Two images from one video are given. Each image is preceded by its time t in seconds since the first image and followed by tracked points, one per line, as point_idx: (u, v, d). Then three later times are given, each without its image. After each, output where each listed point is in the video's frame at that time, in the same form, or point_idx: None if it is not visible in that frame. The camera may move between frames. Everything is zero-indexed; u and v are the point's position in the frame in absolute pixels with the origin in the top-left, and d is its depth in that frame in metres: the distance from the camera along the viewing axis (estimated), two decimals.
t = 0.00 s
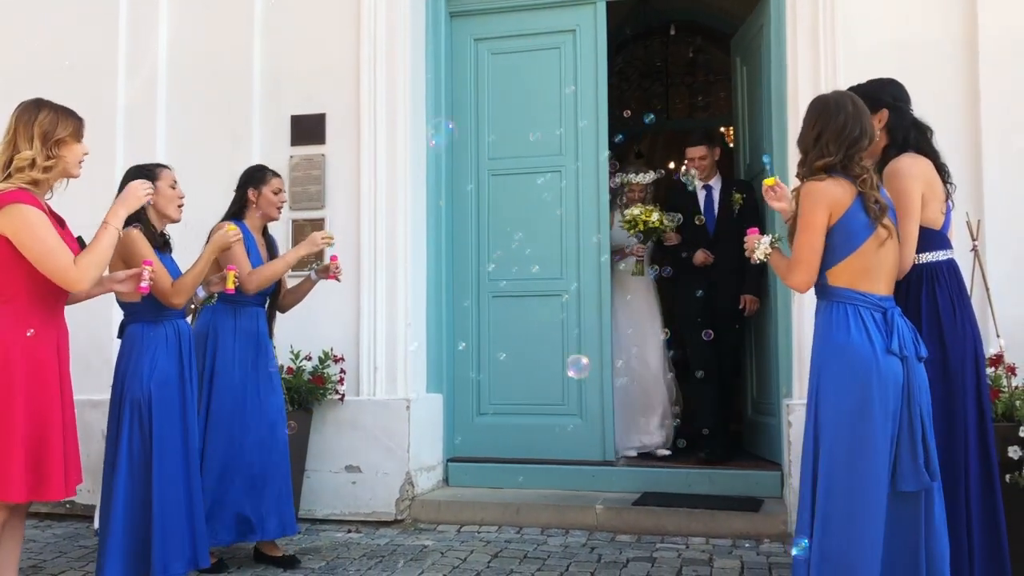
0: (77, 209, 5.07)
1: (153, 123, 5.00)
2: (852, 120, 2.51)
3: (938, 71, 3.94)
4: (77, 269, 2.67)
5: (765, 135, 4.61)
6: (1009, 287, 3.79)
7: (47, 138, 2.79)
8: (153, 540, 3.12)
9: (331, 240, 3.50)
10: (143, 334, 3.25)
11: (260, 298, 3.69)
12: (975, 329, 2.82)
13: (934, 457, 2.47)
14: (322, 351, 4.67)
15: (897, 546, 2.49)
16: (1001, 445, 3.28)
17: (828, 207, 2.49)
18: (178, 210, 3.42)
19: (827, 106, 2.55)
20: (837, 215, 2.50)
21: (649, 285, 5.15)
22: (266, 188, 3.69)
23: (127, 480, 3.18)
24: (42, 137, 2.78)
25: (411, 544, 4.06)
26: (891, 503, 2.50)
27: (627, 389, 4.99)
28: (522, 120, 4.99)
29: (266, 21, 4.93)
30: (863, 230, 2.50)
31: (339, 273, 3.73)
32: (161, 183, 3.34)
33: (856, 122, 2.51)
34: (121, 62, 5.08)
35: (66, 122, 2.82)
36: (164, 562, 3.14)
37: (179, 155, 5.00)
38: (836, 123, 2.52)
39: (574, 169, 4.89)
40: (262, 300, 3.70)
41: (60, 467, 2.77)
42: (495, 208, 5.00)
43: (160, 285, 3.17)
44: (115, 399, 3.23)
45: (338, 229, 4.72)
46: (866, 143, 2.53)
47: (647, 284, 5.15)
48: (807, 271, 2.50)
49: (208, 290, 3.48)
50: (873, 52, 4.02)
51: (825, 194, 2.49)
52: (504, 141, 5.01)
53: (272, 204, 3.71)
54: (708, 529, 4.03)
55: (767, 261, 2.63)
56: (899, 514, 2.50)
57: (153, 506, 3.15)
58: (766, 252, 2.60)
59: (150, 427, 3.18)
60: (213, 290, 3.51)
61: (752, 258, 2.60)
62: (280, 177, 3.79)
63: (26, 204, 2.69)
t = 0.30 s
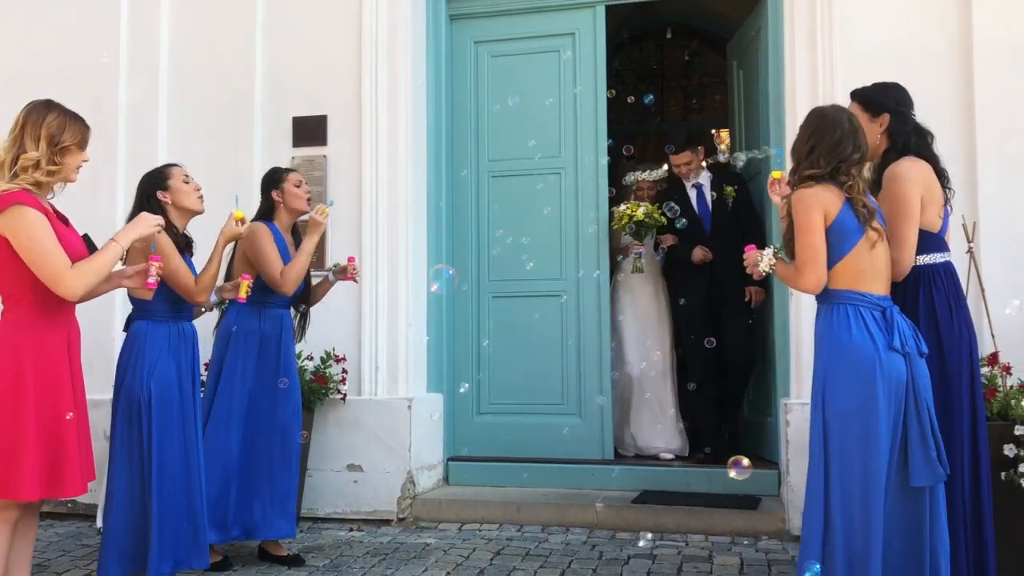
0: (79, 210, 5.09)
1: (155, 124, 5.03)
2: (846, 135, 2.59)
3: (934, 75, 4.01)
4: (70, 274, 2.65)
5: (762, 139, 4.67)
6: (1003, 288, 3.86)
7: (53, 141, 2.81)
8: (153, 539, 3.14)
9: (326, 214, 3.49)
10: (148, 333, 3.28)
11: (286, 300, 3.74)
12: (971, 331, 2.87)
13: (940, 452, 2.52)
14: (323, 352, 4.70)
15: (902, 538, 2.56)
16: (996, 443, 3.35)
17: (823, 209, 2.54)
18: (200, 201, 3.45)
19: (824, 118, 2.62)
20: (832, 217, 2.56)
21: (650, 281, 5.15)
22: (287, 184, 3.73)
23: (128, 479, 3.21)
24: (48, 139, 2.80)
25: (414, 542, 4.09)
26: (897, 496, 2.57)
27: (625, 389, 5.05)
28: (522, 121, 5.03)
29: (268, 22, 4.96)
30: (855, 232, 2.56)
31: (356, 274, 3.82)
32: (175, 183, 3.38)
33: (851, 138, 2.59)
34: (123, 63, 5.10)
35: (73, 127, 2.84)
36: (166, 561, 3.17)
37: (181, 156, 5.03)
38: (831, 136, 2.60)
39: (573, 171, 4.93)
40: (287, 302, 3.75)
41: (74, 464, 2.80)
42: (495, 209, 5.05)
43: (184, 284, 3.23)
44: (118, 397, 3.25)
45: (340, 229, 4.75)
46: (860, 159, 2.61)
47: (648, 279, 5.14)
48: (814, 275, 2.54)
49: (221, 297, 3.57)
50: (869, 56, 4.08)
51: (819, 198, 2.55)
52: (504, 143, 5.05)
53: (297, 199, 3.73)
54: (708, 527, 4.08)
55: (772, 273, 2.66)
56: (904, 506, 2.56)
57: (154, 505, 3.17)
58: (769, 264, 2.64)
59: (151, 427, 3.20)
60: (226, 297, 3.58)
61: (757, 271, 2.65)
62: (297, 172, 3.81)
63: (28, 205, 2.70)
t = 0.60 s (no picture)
0: (75, 213, 5.09)
1: (152, 127, 5.04)
2: (860, 137, 2.61)
3: (926, 82, 4.06)
4: (76, 277, 2.67)
5: (757, 145, 4.71)
6: (997, 293, 3.90)
7: (43, 144, 2.79)
8: (149, 545, 3.15)
9: (325, 212, 3.56)
10: (155, 338, 3.28)
11: (287, 304, 3.75)
12: (978, 328, 2.85)
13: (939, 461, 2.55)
14: (321, 356, 4.71)
15: (898, 544, 2.59)
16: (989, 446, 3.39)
17: (851, 218, 2.57)
18: (202, 205, 3.47)
19: (852, 113, 2.63)
20: (861, 227, 2.59)
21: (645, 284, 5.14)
22: (292, 185, 3.73)
23: (130, 483, 3.21)
24: (39, 143, 2.77)
25: (411, 546, 4.11)
26: (897, 503, 2.59)
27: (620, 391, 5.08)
28: (519, 126, 5.05)
29: (266, 26, 4.98)
30: (885, 242, 2.58)
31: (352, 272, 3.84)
32: (181, 186, 3.39)
33: (864, 142, 2.60)
34: (120, 67, 5.10)
35: (63, 130, 2.83)
36: (161, 564, 3.18)
37: (178, 159, 5.03)
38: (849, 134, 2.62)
39: (569, 176, 4.95)
40: (288, 306, 3.76)
41: (81, 467, 2.81)
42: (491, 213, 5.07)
43: (188, 290, 3.25)
44: (124, 400, 3.26)
45: (337, 234, 4.76)
46: (870, 167, 2.60)
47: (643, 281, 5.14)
48: (818, 272, 2.62)
49: (227, 298, 3.56)
50: (864, 63, 4.11)
51: (848, 205, 2.57)
52: (501, 148, 5.07)
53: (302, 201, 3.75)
54: (704, 530, 4.10)
55: (777, 254, 2.79)
56: (902, 512, 2.59)
57: (150, 511, 3.17)
58: (776, 244, 2.78)
59: (152, 434, 3.20)
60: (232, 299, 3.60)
61: (764, 249, 2.79)
62: (301, 173, 3.82)
63: (26, 212, 2.70)
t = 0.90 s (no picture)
0: (77, 214, 5.09)
1: (154, 128, 5.04)
2: (860, 139, 2.61)
3: (927, 83, 4.05)
4: (73, 278, 2.67)
5: (758, 145, 4.70)
6: (999, 294, 3.90)
7: (43, 145, 2.79)
8: (153, 544, 3.15)
9: (327, 217, 3.54)
10: (158, 337, 3.29)
11: (279, 306, 3.74)
12: (978, 328, 2.85)
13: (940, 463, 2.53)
14: (322, 356, 4.71)
15: (898, 546, 2.58)
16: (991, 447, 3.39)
17: (850, 219, 2.57)
18: (201, 211, 3.48)
19: (853, 115, 2.63)
20: (860, 227, 2.58)
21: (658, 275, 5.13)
22: (286, 187, 3.73)
23: (134, 483, 3.21)
24: (38, 143, 2.77)
25: (412, 546, 4.11)
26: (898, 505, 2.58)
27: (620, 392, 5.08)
28: (521, 126, 5.05)
29: (267, 27, 4.98)
30: (884, 243, 2.58)
31: (347, 267, 3.87)
32: (183, 187, 3.39)
33: (864, 144, 2.60)
34: (122, 67, 5.11)
35: (62, 130, 2.83)
36: (164, 564, 3.18)
37: (179, 160, 5.03)
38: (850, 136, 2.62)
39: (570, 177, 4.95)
40: (279, 309, 3.75)
41: (81, 467, 2.81)
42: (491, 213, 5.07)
43: (182, 292, 3.21)
44: (127, 400, 3.27)
45: (338, 234, 4.76)
46: (870, 169, 2.60)
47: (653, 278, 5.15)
48: (817, 272, 2.62)
49: (230, 294, 3.53)
50: (865, 63, 4.11)
51: (848, 205, 2.56)
52: (502, 149, 5.07)
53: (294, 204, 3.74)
54: (705, 530, 4.09)
55: (776, 252, 2.77)
56: (903, 515, 2.58)
57: (154, 510, 3.18)
58: (776, 242, 2.76)
59: (156, 433, 3.21)
60: (235, 295, 3.55)
61: (763, 246, 2.77)
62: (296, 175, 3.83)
63: (24, 212, 2.70)
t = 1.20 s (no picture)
0: (78, 214, 5.10)
1: (156, 128, 5.05)
2: (858, 143, 2.61)
3: (929, 84, 4.05)
4: (71, 279, 2.67)
5: (760, 146, 4.70)
6: (1001, 295, 3.89)
7: (42, 146, 2.79)
8: (155, 545, 3.15)
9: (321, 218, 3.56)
10: (160, 338, 3.30)
11: (269, 305, 3.73)
12: (980, 330, 2.86)
13: (941, 464, 2.53)
14: (323, 357, 4.71)
15: (900, 547, 2.57)
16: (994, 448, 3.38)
17: (847, 220, 2.57)
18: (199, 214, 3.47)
19: (852, 119, 2.62)
20: (858, 228, 2.59)
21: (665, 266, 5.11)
22: (276, 192, 3.73)
23: (138, 483, 3.21)
24: (37, 144, 2.78)
25: (413, 547, 4.11)
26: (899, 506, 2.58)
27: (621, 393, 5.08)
28: (522, 127, 5.05)
29: (269, 28, 4.98)
30: (882, 243, 2.58)
31: (338, 261, 3.81)
32: (181, 189, 3.39)
33: (861, 148, 2.60)
34: (123, 68, 5.11)
35: (62, 132, 2.83)
36: (168, 564, 3.19)
37: (180, 160, 5.03)
38: (848, 140, 2.62)
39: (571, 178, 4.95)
40: (270, 308, 3.74)
41: (81, 467, 2.81)
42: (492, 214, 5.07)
43: (179, 291, 3.20)
44: (130, 401, 3.27)
45: (340, 235, 4.76)
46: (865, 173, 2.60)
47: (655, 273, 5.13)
48: (819, 275, 2.62)
49: (229, 290, 3.49)
50: (867, 63, 4.11)
51: (845, 206, 2.57)
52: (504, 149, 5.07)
53: (281, 208, 3.75)
54: (706, 531, 4.09)
55: (778, 255, 2.77)
56: (904, 516, 2.58)
57: (158, 511, 3.18)
58: (778, 246, 2.76)
59: (160, 434, 3.21)
60: (235, 291, 3.51)
61: (765, 250, 2.77)
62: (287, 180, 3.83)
63: (24, 213, 2.70)
